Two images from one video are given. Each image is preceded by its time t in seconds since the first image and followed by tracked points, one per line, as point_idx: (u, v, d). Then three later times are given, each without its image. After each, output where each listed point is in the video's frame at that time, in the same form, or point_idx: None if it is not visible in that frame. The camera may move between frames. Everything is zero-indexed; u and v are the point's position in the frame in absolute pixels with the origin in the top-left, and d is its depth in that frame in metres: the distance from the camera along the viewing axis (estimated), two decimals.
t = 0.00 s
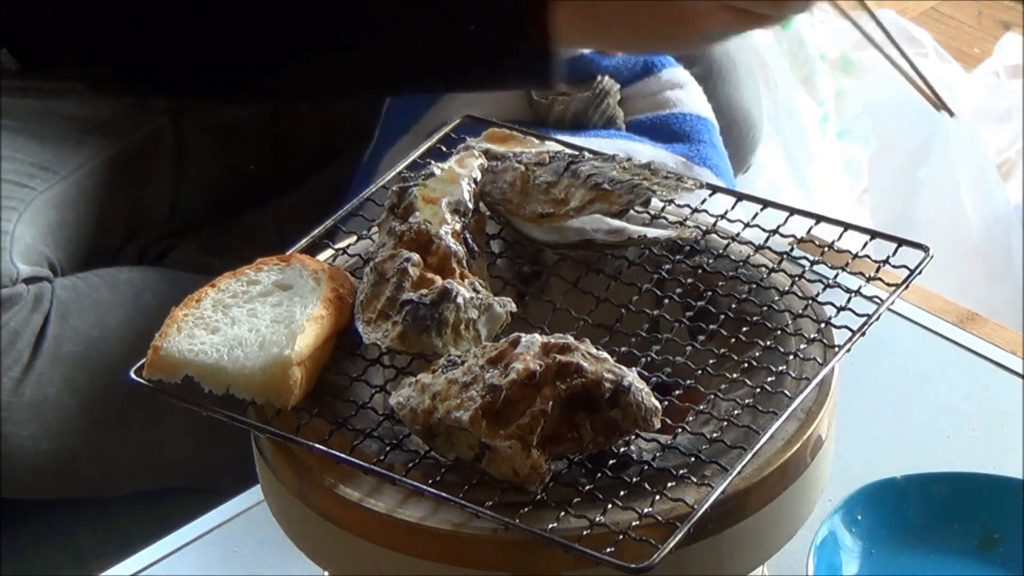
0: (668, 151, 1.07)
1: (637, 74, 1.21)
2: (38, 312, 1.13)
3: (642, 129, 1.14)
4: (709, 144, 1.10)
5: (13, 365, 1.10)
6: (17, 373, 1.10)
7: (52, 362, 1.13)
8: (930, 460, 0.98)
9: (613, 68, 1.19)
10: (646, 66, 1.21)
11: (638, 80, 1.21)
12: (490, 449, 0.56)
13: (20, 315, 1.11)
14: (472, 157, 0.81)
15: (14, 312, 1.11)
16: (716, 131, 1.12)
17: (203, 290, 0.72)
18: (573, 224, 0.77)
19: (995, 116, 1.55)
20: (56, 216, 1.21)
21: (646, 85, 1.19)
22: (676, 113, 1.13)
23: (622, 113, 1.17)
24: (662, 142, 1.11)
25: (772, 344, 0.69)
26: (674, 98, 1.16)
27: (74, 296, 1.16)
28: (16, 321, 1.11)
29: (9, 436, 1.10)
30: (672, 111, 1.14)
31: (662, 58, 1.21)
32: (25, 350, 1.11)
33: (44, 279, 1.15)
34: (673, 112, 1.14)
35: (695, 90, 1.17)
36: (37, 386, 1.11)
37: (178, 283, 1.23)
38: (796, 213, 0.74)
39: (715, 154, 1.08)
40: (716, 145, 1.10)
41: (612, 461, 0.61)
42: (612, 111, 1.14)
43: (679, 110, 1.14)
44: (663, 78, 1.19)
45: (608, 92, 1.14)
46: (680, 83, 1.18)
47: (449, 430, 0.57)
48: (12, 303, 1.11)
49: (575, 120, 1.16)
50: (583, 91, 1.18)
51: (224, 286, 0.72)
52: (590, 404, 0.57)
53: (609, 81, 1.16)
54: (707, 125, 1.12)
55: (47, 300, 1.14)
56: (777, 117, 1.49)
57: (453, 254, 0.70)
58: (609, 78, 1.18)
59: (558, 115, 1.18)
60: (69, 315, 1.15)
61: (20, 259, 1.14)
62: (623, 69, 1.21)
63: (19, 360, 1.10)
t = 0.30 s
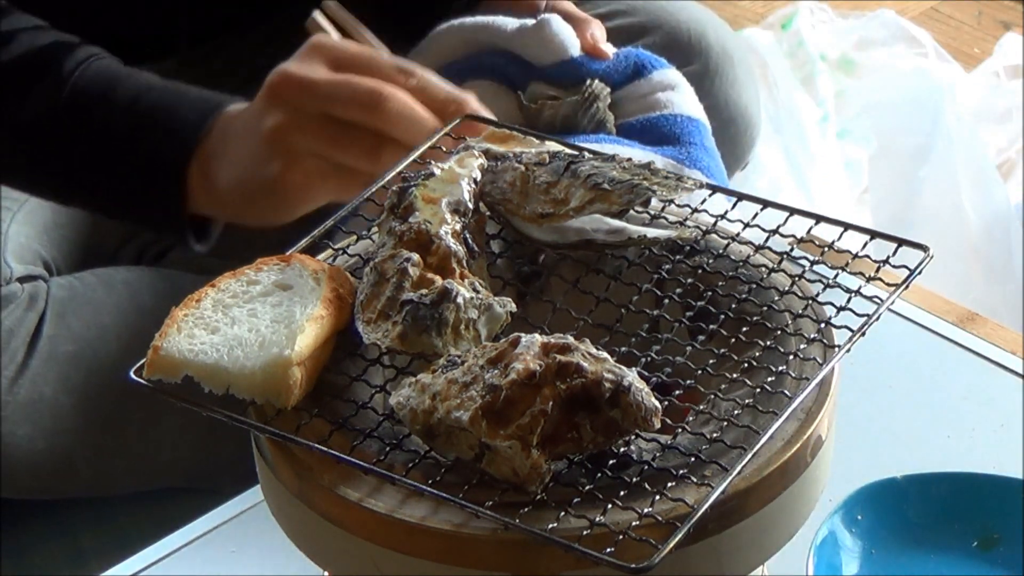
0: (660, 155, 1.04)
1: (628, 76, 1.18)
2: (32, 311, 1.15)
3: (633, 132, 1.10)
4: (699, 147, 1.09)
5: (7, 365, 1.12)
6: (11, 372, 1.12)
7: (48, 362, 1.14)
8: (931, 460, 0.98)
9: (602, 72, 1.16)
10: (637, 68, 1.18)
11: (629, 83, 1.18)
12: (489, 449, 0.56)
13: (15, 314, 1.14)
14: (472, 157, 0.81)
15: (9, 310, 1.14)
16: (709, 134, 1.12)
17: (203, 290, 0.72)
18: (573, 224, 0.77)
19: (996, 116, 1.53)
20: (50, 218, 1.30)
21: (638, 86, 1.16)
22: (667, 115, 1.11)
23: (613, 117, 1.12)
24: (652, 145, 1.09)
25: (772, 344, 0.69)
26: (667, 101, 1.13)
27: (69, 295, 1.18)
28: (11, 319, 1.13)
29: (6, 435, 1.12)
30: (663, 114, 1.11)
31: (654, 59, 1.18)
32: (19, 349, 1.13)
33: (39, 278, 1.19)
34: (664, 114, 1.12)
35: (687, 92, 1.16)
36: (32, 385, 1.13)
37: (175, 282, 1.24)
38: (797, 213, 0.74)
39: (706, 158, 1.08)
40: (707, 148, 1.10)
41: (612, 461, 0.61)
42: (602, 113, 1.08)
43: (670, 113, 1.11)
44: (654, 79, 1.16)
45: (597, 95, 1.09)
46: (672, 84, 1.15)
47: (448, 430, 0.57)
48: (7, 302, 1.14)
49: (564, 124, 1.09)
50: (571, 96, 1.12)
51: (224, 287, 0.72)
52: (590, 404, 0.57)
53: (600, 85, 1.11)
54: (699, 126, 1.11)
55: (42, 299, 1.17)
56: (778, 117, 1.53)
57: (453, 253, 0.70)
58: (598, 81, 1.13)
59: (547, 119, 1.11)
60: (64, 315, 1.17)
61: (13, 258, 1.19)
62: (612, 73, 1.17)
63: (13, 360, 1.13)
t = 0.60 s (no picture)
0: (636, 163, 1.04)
1: (607, 85, 1.15)
2: (31, 315, 1.16)
3: (609, 140, 1.09)
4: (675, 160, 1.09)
5: (6, 369, 1.13)
6: (11, 376, 1.13)
7: (47, 364, 1.15)
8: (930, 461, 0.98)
9: (581, 79, 1.14)
10: (616, 77, 1.15)
11: (608, 92, 1.15)
12: (490, 449, 0.56)
13: (15, 318, 1.14)
14: (472, 157, 0.80)
15: (9, 313, 1.14)
16: (686, 147, 1.11)
17: (203, 290, 0.72)
18: (573, 224, 0.77)
19: (995, 116, 1.54)
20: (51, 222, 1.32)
21: (616, 96, 1.14)
22: (644, 124, 1.10)
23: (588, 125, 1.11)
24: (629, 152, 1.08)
25: (772, 344, 0.69)
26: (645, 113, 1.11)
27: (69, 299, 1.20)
28: (11, 322, 1.14)
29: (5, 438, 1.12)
30: (640, 123, 1.10)
31: (634, 69, 1.16)
32: (19, 352, 1.14)
33: (38, 282, 1.20)
34: (642, 124, 1.10)
35: (667, 103, 1.14)
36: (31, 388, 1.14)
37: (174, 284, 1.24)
38: (797, 213, 0.73)
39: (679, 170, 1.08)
40: (682, 160, 1.09)
41: (612, 461, 0.61)
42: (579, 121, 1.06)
43: (649, 122, 1.10)
44: (634, 90, 1.14)
45: (574, 103, 1.08)
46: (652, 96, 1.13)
47: (449, 430, 0.58)
48: (6, 305, 1.14)
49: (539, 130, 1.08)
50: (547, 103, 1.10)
51: (224, 287, 0.72)
52: (590, 404, 0.57)
53: (576, 92, 1.10)
54: (674, 138, 1.10)
55: (41, 301, 1.18)
56: (778, 117, 1.54)
57: (453, 253, 0.70)
58: (575, 88, 1.11)
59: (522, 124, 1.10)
60: (64, 317, 1.18)
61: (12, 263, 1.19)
62: (591, 81, 1.15)
63: (12, 364, 1.13)
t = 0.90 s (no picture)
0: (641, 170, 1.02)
1: (612, 94, 1.13)
2: (32, 318, 1.17)
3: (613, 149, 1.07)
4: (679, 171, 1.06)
5: (7, 371, 1.13)
6: (11, 378, 1.13)
7: (48, 366, 1.16)
8: (930, 462, 0.98)
9: (585, 87, 1.13)
10: (621, 87, 1.13)
11: (613, 101, 1.13)
12: (489, 449, 0.56)
13: (15, 321, 1.15)
14: (472, 157, 0.80)
15: (9, 316, 1.14)
16: (689, 158, 1.09)
17: (203, 290, 0.72)
18: (573, 224, 0.77)
19: (995, 116, 1.53)
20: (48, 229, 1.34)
21: (621, 105, 1.12)
22: (649, 135, 1.08)
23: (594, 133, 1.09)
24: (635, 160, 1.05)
25: (772, 344, 0.69)
26: (649, 123, 1.10)
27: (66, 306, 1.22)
28: (11, 325, 1.14)
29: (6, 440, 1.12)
30: (644, 134, 1.09)
31: (640, 79, 1.14)
32: (20, 354, 1.14)
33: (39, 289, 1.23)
34: (645, 134, 1.09)
35: (672, 114, 1.12)
36: (32, 391, 1.14)
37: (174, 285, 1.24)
38: (797, 213, 0.73)
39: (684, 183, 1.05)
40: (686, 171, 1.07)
41: (612, 461, 0.61)
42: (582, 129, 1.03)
43: (652, 133, 1.09)
44: (639, 99, 1.12)
45: (578, 110, 1.05)
46: (657, 106, 1.12)
47: (448, 430, 0.58)
48: (7, 308, 1.15)
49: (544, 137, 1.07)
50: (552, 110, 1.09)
51: (224, 286, 0.72)
52: (590, 404, 0.57)
53: (582, 99, 1.08)
54: (678, 149, 1.08)
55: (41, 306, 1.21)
56: (778, 118, 1.54)
57: (454, 254, 0.70)
58: (580, 97, 1.09)
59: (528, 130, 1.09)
60: (64, 323, 1.19)
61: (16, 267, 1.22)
62: (596, 90, 1.13)
63: (13, 366, 1.14)
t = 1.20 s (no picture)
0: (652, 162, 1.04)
1: (618, 88, 1.15)
2: (31, 318, 1.19)
3: (620, 144, 1.07)
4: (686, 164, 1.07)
5: (7, 369, 1.14)
6: (11, 377, 1.14)
7: (47, 365, 1.17)
8: (929, 462, 0.98)
9: (593, 81, 1.14)
10: (628, 82, 1.15)
11: (619, 95, 1.15)
12: (490, 449, 0.56)
13: (14, 320, 1.17)
14: (472, 157, 0.80)
15: (9, 315, 1.17)
16: (695, 151, 1.09)
17: (203, 290, 0.72)
18: (573, 224, 0.77)
19: (995, 116, 1.53)
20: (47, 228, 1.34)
21: (627, 99, 1.13)
22: (656, 128, 1.09)
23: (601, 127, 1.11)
24: (641, 154, 1.07)
25: (772, 344, 0.69)
26: (656, 116, 1.11)
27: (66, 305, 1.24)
28: (11, 323, 1.17)
29: (6, 440, 1.12)
30: (651, 127, 1.09)
31: (646, 74, 1.16)
32: (19, 354, 1.16)
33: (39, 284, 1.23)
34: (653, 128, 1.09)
35: (678, 108, 1.13)
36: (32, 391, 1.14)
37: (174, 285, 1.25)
38: (797, 213, 0.73)
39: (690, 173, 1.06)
40: (693, 164, 1.07)
41: (612, 461, 0.61)
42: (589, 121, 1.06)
43: (659, 126, 1.09)
44: (645, 94, 1.13)
45: (586, 102, 1.07)
46: (663, 101, 1.13)
47: (449, 430, 0.58)
48: (6, 308, 1.18)
49: (550, 129, 1.08)
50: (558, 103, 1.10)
51: (224, 287, 0.72)
52: (590, 403, 0.57)
53: (588, 92, 1.09)
54: (685, 142, 1.08)
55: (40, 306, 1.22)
56: (778, 118, 1.54)
57: (454, 254, 0.70)
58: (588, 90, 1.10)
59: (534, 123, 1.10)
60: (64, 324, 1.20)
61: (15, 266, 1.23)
62: (603, 83, 1.14)
63: (13, 365, 1.15)
